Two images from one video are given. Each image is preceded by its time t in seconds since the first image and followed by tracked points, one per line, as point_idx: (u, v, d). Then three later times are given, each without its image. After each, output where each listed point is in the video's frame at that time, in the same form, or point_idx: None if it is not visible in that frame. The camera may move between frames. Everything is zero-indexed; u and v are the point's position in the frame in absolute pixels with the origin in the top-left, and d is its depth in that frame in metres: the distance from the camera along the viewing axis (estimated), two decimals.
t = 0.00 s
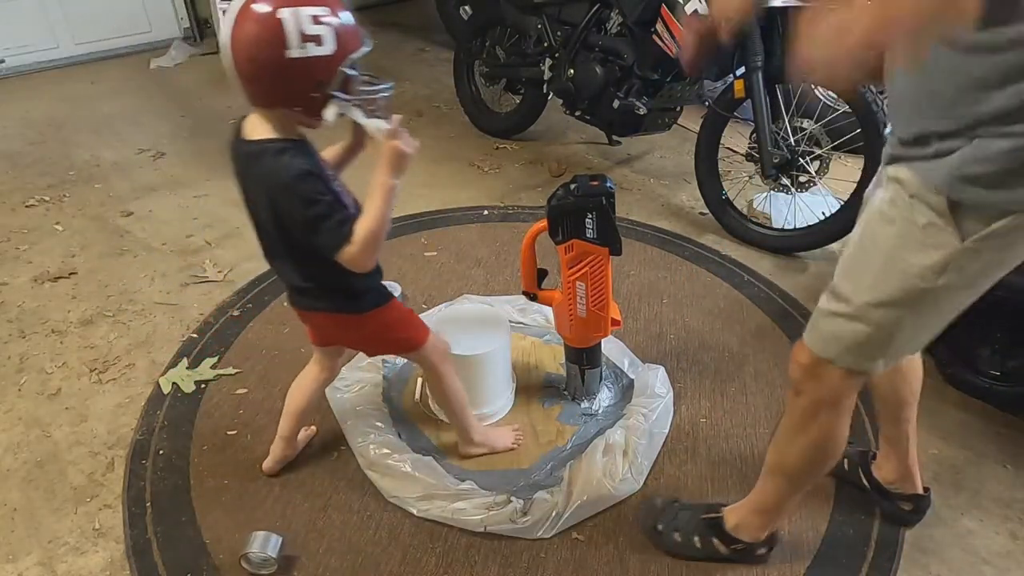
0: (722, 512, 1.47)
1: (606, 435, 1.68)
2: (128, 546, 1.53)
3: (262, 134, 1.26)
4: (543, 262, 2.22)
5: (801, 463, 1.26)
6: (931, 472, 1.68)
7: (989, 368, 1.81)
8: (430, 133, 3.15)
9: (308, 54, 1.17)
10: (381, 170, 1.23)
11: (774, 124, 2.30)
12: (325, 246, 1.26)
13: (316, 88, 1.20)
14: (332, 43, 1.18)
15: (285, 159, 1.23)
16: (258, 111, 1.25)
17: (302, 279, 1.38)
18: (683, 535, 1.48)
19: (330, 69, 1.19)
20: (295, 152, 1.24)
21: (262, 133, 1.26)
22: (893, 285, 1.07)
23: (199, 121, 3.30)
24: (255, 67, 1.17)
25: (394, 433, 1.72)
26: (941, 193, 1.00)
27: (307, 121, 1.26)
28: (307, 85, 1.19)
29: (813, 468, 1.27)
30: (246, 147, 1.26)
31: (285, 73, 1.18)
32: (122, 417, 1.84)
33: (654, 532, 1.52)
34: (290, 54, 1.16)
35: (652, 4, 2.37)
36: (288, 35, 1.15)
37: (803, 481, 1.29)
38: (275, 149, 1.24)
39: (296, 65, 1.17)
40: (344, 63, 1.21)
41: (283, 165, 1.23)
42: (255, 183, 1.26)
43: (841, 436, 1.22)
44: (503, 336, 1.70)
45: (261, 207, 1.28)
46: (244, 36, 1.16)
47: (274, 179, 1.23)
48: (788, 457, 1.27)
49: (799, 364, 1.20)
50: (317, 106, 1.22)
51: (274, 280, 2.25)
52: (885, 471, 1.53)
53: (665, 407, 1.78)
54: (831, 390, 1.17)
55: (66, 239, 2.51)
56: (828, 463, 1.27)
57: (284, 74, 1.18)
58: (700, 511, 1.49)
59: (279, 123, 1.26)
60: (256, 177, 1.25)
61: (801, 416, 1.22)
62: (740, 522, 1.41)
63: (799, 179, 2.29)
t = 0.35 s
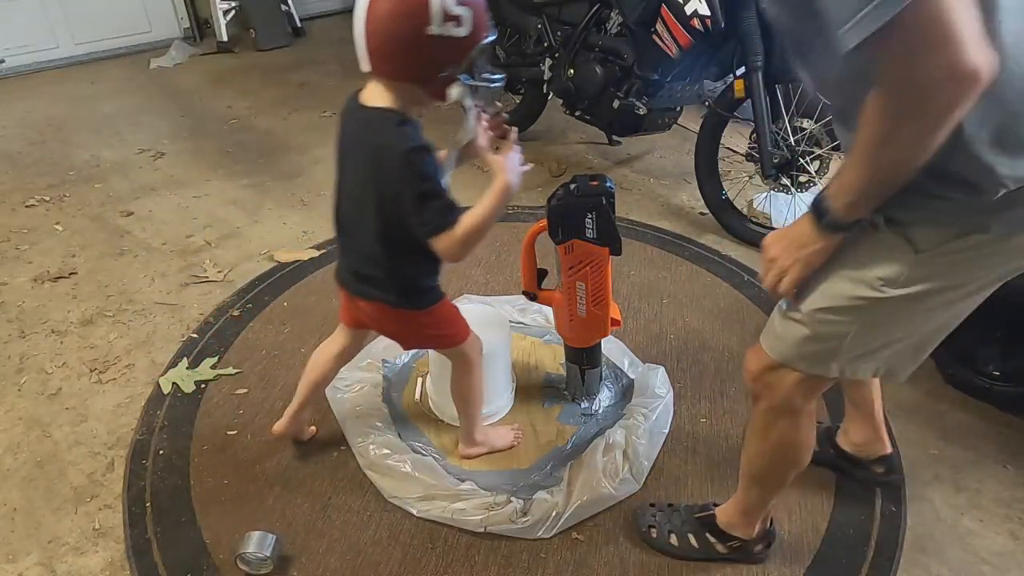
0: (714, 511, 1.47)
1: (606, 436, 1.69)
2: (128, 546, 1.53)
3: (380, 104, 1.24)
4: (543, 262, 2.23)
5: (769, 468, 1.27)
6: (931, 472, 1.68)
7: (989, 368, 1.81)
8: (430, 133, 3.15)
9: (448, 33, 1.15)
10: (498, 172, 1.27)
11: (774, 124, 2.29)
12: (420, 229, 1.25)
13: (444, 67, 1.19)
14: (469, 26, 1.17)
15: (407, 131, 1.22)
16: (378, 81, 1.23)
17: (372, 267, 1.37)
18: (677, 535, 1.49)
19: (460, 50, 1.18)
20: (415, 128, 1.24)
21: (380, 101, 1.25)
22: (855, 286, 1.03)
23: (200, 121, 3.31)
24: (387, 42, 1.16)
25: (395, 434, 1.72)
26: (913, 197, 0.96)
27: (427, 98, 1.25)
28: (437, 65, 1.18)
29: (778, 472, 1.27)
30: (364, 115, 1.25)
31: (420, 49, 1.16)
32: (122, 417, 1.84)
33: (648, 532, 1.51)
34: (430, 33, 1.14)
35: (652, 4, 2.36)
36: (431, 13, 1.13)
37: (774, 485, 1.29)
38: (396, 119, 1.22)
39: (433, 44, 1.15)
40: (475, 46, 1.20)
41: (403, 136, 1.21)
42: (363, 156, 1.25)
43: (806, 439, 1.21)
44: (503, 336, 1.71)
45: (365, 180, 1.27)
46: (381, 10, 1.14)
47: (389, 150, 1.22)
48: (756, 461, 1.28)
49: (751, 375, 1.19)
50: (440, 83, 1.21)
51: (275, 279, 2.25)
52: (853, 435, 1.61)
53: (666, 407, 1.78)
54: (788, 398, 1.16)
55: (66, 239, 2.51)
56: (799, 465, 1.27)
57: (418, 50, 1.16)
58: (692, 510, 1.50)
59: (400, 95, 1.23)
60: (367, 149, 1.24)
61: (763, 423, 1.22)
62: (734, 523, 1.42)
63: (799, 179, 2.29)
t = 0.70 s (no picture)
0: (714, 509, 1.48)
1: (606, 436, 1.69)
2: (128, 546, 1.53)
3: (459, 99, 1.29)
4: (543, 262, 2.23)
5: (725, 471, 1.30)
6: (931, 472, 1.68)
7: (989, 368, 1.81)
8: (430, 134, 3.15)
9: (531, 27, 1.25)
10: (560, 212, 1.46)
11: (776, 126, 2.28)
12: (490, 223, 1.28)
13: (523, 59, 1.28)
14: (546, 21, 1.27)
15: (486, 124, 1.26)
16: (450, 74, 1.28)
17: (439, 265, 1.42)
18: (678, 535, 1.49)
19: (537, 42, 1.28)
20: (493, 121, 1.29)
21: (457, 95, 1.29)
22: (858, 325, 1.02)
23: (200, 120, 3.31)
24: (471, 36, 1.22)
25: (395, 433, 1.72)
26: (922, 279, 0.96)
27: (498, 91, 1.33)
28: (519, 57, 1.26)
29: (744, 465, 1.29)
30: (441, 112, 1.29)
31: (505, 42, 1.24)
32: (122, 417, 1.84)
33: (648, 532, 1.51)
34: (517, 27, 1.23)
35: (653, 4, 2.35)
36: (519, 8, 1.22)
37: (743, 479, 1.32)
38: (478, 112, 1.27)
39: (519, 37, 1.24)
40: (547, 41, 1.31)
41: (485, 130, 1.26)
42: (438, 153, 1.29)
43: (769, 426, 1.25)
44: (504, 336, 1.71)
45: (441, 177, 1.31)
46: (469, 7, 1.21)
47: (471, 143, 1.26)
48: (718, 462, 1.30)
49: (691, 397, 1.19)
50: (517, 74, 1.29)
51: (275, 279, 2.26)
52: (847, 444, 1.57)
53: (666, 408, 1.78)
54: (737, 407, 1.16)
55: (66, 239, 2.51)
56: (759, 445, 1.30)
57: (501, 37, 1.23)
58: (693, 509, 1.51)
59: (481, 86, 1.29)
60: (446, 142, 1.28)
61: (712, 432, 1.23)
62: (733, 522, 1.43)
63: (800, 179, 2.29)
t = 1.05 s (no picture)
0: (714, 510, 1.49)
1: (606, 436, 1.70)
2: (128, 546, 1.53)
3: (477, 106, 1.34)
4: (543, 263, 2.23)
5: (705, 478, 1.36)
6: (931, 472, 1.68)
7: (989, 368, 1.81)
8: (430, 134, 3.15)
9: (543, 39, 1.30)
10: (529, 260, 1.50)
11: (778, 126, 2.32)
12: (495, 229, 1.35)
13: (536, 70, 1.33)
14: (557, 33, 1.31)
15: (499, 136, 1.32)
16: (472, 84, 1.34)
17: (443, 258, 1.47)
18: (678, 535, 1.49)
19: (550, 54, 1.32)
20: (507, 132, 1.34)
21: (476, 103, 1.35)
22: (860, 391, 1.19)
23: (200, 120, 3.31)
24: (484, 47, 1.28)
25: (396, 434, 1.72)
26: (904, 378, 1.16)
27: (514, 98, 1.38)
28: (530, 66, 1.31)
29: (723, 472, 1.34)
30: (462, 118, 1.34)
31: (517, 53, 1.29)
32: (122, 417, 1.84)
33: (648, 532, 1.52)
34: (527, 38, 1.28)
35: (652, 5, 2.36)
36: (529, 22, 1.28)
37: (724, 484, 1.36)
38: (491, 122, 1.33)
39: (529, 49, 1.29)
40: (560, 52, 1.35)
41: (499, 142, 1.32)
42: (453, 154, 1.35)
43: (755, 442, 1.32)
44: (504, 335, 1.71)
45: (451, 177, 1.36)
46: (482, 20, 1.27)
47: (483, 150, 1.32)
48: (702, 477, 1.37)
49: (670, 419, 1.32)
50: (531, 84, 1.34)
51: (276, 279, 2.25)
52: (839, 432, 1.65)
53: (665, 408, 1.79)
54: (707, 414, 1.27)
55: (66, 239, 2.51)
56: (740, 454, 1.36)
57: (513, 49, 1.28)
58: (693, 510, 1.52)
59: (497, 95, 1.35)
60: (460, 144, 1.33)
61: (688, 449, 1.33)
62: (732, 522, 1.43)
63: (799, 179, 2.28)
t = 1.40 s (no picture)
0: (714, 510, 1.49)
1: (606, 436, 1.69)
2: (128, 546, 1.53)
3: (472, 117, 1.41)
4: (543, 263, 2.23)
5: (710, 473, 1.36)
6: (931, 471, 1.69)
7: (989, 368, 1.81)
8: (430, 134, 3.16)
9: (522, 63, 1.33)
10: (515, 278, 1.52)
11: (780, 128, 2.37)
12: (488, 225, 1.40)
13: (519, 91, 1.36)
14: (541, 59, 1.34)
15: (494, 143, 1.39)
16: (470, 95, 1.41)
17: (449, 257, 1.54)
18: (678, 535, 1.50)
19: (533, 79, 1.36)
20: (502, 141, 1.41)
21: (472, 115, 1.41)
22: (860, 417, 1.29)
23: (200, 120, 3.30)
24: (473, 64, 1.34)
25: (396, 434, 1.72)
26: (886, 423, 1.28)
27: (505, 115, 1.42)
28: (513, 86, 1.35)
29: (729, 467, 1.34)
30: (459, 126, 1.41)
31: (497, 74, 1.34)
32: (122, 417, 1.84)
33: (649, 532, 1.52)
34: (507, 60, 1.33)
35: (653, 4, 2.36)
36: (510, 45, 1.32)
37: (728, 480, 1.36)
38: (487, 131, 1.39)
39: (510, 70, 1.34)
40: (547, 77, 1.37)
41: (491, 147, 1.38)
42: (451, 158, 1.41)
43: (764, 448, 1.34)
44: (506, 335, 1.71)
45: (450, 181, 1.43)
46: (478, 39, 1.33)
47: (477, 155, 1.38)
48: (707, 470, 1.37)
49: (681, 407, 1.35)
50: (515, 105, 1.38)
51: (276, 279, 2.25)
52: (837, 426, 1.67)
53: (664, 407, 1.79)
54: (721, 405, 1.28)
55: (66, 239, 2.51)
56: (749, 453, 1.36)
57: (495, 67, 1.34)
58: (693, 510, 1.52)
59: (488, 112, 1.40)
60: (455, 148, 1.40)
61: (695, 440, 1.34)
62: (732, 522, 1.43)
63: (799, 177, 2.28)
